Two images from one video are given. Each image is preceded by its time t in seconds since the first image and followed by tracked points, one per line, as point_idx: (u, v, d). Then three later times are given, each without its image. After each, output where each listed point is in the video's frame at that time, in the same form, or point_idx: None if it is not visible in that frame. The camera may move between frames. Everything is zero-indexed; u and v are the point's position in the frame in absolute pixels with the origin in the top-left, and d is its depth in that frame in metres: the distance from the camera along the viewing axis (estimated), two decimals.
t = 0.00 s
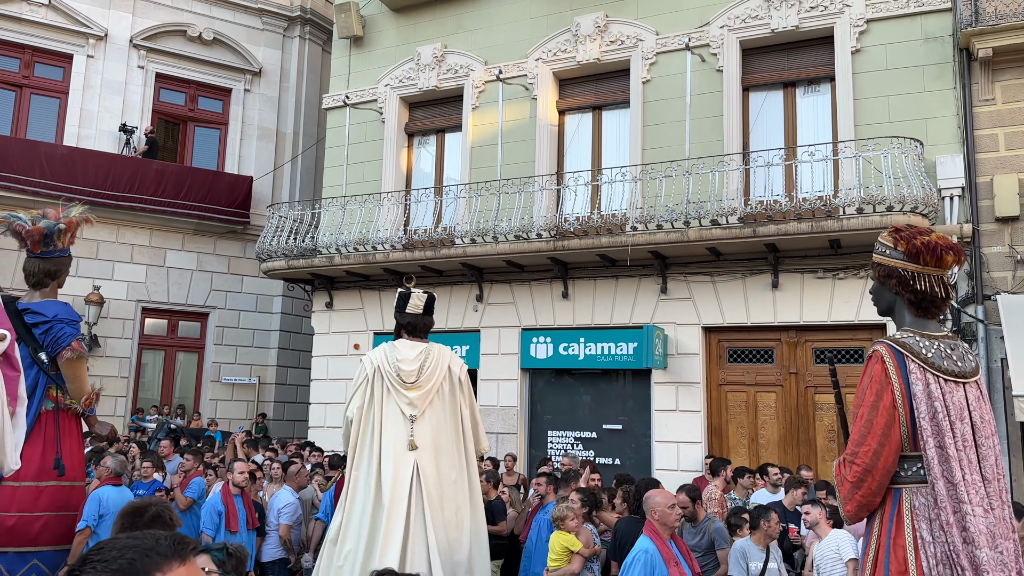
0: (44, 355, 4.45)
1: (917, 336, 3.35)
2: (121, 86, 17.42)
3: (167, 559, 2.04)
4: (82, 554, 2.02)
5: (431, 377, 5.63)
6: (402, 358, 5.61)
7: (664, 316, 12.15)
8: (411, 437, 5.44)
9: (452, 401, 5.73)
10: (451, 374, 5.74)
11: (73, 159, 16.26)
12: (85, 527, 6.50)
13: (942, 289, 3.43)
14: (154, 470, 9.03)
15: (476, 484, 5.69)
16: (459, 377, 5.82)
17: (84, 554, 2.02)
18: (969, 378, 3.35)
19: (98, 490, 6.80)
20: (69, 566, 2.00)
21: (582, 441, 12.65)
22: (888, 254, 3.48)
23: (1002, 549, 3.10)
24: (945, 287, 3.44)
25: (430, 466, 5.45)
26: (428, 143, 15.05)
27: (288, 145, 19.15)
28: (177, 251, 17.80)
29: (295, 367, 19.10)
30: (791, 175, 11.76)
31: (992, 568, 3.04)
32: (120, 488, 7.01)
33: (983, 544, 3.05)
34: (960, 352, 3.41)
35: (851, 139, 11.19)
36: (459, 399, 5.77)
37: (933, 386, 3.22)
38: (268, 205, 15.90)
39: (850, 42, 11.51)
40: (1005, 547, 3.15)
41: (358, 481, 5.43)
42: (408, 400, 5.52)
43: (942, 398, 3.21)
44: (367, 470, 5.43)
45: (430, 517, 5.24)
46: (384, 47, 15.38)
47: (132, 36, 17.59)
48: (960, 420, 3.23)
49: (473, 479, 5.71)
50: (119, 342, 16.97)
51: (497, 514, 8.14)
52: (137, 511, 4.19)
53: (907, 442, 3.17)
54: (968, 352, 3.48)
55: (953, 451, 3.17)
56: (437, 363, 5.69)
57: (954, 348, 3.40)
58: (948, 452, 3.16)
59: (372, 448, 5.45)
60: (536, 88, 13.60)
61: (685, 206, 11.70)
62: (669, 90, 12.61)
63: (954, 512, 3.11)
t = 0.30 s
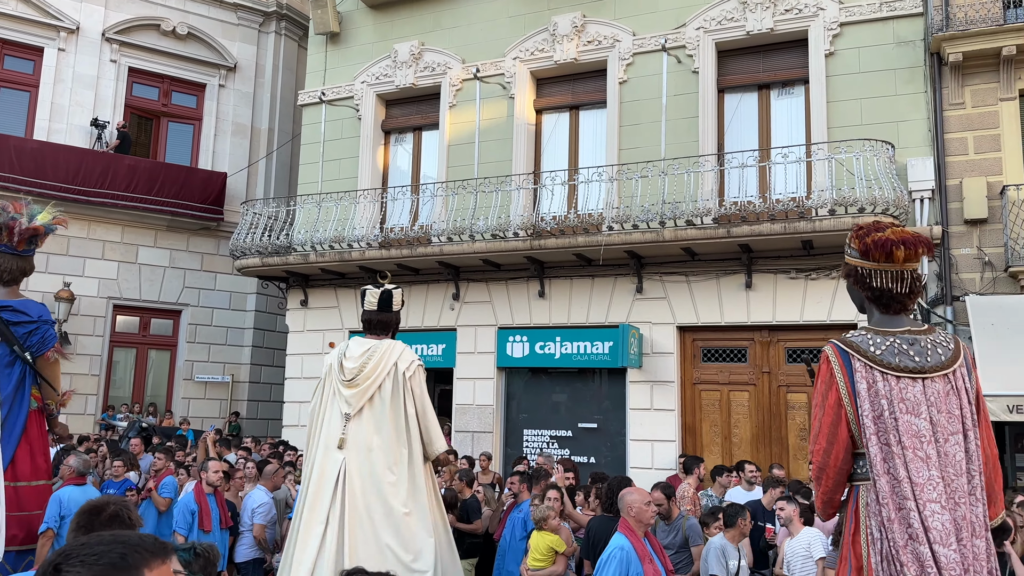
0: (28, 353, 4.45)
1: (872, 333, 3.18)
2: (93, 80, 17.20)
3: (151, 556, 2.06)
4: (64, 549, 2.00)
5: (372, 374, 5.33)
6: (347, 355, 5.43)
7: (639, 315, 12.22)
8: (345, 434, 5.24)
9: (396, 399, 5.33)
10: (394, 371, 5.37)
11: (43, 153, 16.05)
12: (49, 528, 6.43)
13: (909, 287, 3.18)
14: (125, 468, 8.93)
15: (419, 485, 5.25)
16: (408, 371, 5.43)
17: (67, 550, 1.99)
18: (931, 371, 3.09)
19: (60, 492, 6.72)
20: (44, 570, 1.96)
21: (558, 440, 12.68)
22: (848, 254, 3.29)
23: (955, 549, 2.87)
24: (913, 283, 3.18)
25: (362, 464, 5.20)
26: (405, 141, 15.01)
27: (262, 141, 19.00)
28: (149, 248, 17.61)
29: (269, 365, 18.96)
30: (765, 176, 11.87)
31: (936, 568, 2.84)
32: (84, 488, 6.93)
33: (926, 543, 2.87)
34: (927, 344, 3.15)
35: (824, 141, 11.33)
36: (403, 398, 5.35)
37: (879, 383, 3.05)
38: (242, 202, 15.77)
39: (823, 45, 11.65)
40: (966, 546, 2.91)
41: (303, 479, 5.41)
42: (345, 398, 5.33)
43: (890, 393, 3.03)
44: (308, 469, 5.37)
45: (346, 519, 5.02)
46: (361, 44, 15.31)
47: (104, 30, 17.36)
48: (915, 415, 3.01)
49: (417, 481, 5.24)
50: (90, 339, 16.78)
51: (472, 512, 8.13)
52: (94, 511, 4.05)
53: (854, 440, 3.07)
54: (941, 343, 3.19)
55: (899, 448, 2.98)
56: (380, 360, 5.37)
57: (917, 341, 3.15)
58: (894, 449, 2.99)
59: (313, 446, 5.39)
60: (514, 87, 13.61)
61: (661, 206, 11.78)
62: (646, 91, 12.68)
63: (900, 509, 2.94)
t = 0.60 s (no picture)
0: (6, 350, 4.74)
1: (832, 340, 3.08)
2: (61, 71, 16.96)
3: (140, 558, 2.07)
4: (52, 547, 2.00)
5: (317, 361, 4.77)
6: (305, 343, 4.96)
7: (612, 313, 12.31)
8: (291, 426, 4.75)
9: (336, 386, 4.68)
10: (337, 356, 4.73)
11: (9, 145, 15.79)
12: (14, 527, 6.35)
13: (869, 293, 3.07)
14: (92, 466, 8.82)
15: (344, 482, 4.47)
16: (344, 355, 4.72)
17: (54, 550, 1.98)
18: (890, 376, 2.94)
19: (29, 490, 6.65)
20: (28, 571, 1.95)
21: (530, 437, 12.73)
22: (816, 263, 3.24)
23: (904, 558, 2.75)
24: (875, 289, 3.06)
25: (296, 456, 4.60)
26: (379, 137, 14.97)
27: (234, 136, 18.83)
28: (118, 242, 17.39)
29: (240, 362, 18.81)
30: (736, 176, 12.02)
31: None
32: (53, 485, 6.86)
33: (870, 550, 2.78)
34: (890, 348, 2.99)
35: (794, 143, 11.49)
36: (342, 385, 4.67)
37: (830, 390, 2.97)
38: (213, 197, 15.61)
39: (794, 47, 11.80)
40: (921, 556, 2.77)
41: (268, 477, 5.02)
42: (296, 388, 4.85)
43: (842, 401, 2.95)
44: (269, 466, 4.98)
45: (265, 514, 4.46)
46: (335, 39, 15.22)
47: (73, 21, 17.11)
48: (867, 423, 2.91)
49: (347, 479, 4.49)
50: (57, 335, 16.54)
51: (444, 509, 8.15)
52: (52, 509, 3.99)
53: (813, 449, 3.01)
54: (909, 345, 2.99)
55: (850, 455, 2.90)
56: (327, 345, 4.78)
57: (878, 346, 3.00)
58: (843, 456, 2.91)
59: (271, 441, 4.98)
60: (488, 84, 13.63)
61: (634, 206, 11.87)
62: (620, 91, 12.77)
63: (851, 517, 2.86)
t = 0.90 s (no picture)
0: None
1: (798, 335, 3.14)
2: (26, 60, 16.67)
3: (146, 563, 1.99)
4: (58, 547, 1.94)
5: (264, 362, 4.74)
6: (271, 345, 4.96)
7: (584, 311, 12.37)
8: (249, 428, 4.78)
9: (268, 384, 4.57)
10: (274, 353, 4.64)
11: None
12: None
13: (839, 288, 3.09)
14: (56, 463, 8.70)
15: (257, 483, 4.34)
16: (278, 354, 4.59)
17: (56, 550, 1.92)
18: (850, 371, 2.99)
19: None
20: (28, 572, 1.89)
21: (502, 434, 12.76)
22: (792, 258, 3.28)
23: (850, 553, 2.85)
24: (844, 285, 3.09)
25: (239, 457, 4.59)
26: (351, 132, 14.89)
27: (204, 128, 18.61)
28: (84, 235, 17.12)
29: (208, 358, 18.61)
30: (707, 176, 12.12)
31: (828, 569, 2.86)
32: (19, 482, 6.76)
33: (819, 544, 2.89)
34: (853, 343, 3.03)
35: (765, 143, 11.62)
36: (271, 383, 4.55)
37: (792, 384, 3.05)
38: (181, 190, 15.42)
39: (766, 48, 11.92)
40: (870, 552, 2.85)
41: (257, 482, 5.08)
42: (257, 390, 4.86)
43: (801, 395, 3.02)
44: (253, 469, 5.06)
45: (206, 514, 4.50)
46: (307, 32, 15.10)
47: (38, 9, 16.81)
48: (825, 418, 2.97)
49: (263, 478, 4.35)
50: (20, 329, 16.26)
51: (416, 505, 8.16)
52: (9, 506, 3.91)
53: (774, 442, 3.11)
54: (874, 342, 3.02)
55: (805, 450, 2.99)
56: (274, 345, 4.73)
57: (843, 341, 3.04)
58: (801, 451, 3.00)
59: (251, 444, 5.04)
60: (463, 80, 13.62)
61: (607, 204, 11.93)
62: (594, 89, 12.81)
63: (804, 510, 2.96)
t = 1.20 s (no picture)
0: None
1: (763, 317, 3.17)
2: None
3: (144, 571, 2.02)
4: (55, 543, 2.00)
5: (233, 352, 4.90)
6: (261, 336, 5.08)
7: (557, 306, 12.41)
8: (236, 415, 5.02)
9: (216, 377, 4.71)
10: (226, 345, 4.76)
11: None
12: None
13: (808, 275, 3.13)
14: (18, 457, 8.57)
15: (191, 475, 4.58)
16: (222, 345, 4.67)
17: (55, 547, 1.98)
18: (810, 356, 3.04)
19: None
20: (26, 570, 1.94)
21: (473, 429, 12.78)
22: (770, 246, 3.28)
23: (803, 534, 2.90)
24: (814, 271, 3.13)
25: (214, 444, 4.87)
26: (323, 124, 14.77)
27: (173, 119, 18.36)
28: (49, 226, 16.83)
29: (176, 352, 18.39)
30: (680, 174, 12.20)
31: (780, 548, 2.91)
32: None
33: (771, 523, 2.94)
34: (816, 329, 3.08)
35: (736, 142, 11.73)
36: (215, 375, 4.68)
37: (752, 364, 3.08)
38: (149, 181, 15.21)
39: (738, 48, 12.03)
40: (820, 535, 2.91)
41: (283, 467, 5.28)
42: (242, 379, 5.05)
43: (761, 376, 3.05)
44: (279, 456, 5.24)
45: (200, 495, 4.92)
46: (279, 22, 14.95)
47: None
48: (783, 400, 3.02)
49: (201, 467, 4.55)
50: None
51: (387, 501, 8.07)
52: None
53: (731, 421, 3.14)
54: (837, 330, 3.08)
55: (763, 430, 3.04)
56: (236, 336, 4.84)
57: (806, 326, 3.09)
58: (759, 431, 3.05)
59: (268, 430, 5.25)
60: (437, 74, 13.57)
61: (580, 200, 11.98)
62: (568, 85, 12.84)
63: (758, 489, 3.01)
